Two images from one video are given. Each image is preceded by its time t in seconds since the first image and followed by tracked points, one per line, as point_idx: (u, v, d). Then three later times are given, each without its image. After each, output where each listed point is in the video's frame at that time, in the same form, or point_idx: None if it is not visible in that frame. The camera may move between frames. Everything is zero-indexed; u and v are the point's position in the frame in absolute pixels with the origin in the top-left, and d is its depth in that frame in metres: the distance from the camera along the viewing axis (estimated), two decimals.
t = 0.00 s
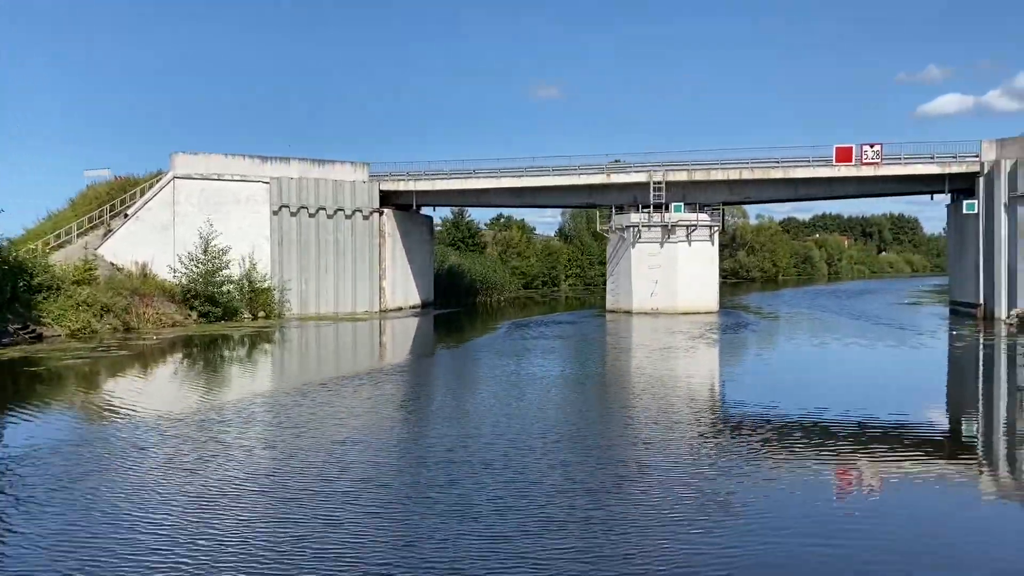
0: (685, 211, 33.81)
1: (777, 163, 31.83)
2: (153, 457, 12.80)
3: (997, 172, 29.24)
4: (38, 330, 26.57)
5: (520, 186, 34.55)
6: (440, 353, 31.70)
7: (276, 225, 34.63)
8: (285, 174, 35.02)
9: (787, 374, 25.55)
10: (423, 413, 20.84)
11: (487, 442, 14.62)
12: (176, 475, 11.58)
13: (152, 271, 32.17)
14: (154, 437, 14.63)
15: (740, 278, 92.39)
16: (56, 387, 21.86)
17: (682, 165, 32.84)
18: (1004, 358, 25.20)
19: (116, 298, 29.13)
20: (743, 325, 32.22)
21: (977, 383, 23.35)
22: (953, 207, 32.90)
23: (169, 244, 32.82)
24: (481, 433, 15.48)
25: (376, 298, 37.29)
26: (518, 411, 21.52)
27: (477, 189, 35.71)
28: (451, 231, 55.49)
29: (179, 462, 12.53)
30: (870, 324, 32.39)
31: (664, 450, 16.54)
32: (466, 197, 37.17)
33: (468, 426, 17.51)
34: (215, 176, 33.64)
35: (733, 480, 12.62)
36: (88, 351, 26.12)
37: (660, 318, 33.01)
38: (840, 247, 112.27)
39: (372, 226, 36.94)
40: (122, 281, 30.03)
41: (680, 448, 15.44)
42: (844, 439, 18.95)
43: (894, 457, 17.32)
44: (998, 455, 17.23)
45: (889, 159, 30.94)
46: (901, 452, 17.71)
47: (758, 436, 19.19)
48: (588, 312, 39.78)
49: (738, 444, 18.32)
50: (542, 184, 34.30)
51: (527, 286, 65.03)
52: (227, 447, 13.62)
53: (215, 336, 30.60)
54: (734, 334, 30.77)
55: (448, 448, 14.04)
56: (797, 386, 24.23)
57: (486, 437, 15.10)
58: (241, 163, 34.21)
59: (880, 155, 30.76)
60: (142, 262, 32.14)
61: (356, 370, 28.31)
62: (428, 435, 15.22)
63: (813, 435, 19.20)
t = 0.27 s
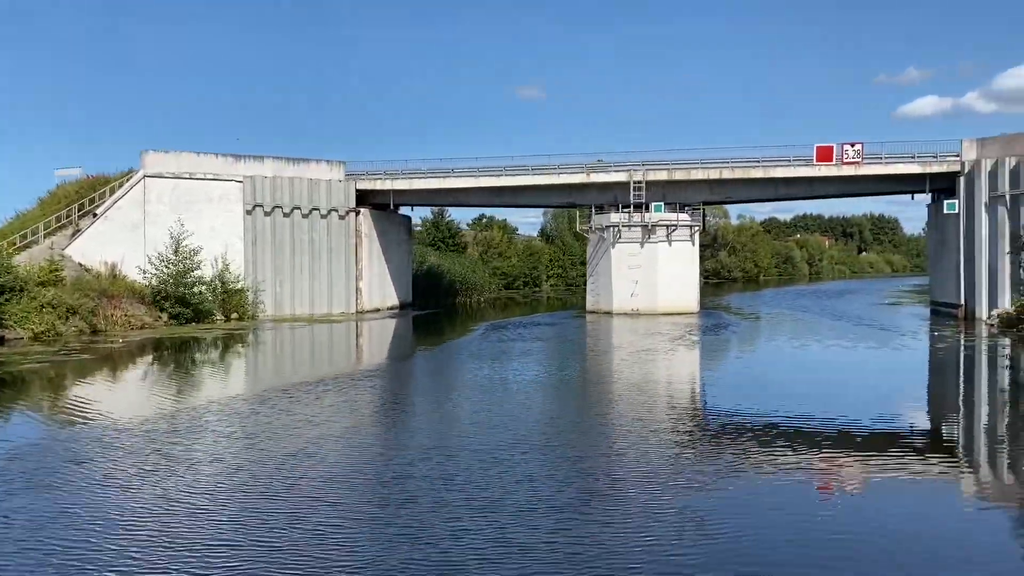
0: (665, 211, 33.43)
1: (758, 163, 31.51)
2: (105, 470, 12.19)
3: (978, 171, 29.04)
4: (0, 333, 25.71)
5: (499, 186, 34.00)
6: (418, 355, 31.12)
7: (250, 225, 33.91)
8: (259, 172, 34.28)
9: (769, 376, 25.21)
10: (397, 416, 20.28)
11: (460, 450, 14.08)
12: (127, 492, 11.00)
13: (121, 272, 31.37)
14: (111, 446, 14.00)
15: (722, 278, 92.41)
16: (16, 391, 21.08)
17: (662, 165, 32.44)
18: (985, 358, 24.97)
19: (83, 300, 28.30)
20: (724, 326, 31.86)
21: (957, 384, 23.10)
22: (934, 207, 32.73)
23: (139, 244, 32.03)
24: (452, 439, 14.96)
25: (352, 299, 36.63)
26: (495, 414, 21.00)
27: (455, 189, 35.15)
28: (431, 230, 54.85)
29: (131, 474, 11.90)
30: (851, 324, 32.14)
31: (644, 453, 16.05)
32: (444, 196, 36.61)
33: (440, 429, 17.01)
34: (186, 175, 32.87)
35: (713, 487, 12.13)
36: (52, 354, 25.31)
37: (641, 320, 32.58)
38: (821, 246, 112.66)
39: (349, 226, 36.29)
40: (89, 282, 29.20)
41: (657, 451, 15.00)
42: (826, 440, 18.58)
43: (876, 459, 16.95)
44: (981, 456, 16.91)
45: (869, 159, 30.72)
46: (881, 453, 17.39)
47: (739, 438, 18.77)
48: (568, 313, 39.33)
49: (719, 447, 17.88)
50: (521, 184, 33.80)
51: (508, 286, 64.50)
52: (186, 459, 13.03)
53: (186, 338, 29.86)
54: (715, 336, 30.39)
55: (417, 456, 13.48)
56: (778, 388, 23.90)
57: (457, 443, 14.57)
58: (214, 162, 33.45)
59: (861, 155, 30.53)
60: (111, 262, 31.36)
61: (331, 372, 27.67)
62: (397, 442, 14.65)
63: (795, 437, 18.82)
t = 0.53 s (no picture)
0: (645, 211, 33.06)
1: (739, 162, 31.21)
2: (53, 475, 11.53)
3: (958, 171, 28.88)
4: None
5: (477, 186, 33.49)
6: (395, 357, 30.55)
7: (223, 225, 33.18)
8: (232, 171, 33.55)
9: (750, 377, 24.86)
10: (370, 420, 19.70)
11: (430, 455, 13.56)
12: (74, 500, 10.37)
13: (89, 273, 30.55)
14: (64, 453, 13.33)
15: (703, 279, 92.41)
16: None
17: (642, 164, 32.04)
18: (966, 359, 24.75)
19: (48, 301, 27.44)
20: (705, 327, 31.53)
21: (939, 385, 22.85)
22: (915, 207, 32.54)
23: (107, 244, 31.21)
24: (421, 444, 14.43)
25: (328, 300, 35.97)
26: (470, 417, 20.46)
27: (432, 188, 34.58)
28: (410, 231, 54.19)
29: (81, 483, 11.26)
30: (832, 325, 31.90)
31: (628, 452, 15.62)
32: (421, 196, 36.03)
33: (415, 431, 16.47)
34: (157, 173, 32.09)
35: (691, 492, 11.71)
36: (14, 357, 24.49)
37: (621, 321, 32.17)
38: (801, 247, 113.05)
39: (324, 225, 35.62)
40: (55, 283, 28.35)
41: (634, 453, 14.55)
42: (809, 442, 18.22)
43: (859, 460, 16.61)
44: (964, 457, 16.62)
45: (850, 159, 30.49)
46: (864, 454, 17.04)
47: (720, 441, 18.39)
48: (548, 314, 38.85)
49: (700, 451, 17.46)
50: (499, 184, 33.29)
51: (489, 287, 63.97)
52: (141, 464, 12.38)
53: (156, 340, 29.09)
54: (696, 337, 30.03)
55: (383, 463, 12.93)
56: (759, 389, 23.56)
57: (426, 448, 14.04)
58: (186, 160, 32.69)
59: (842, 154, 30.32)
60: (78, 263, 30.55)
61: (304, 375, 27.02)
62: (364, 447, 14.11)
63: (777, 441, 18.41)
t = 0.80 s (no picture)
0: (624, 211, 32.64)
1: (719, 162, 30.88)
2: None
3: (939, 171, 28.68)
4: None
5: (454, 186, 32.92)
6: (371, 359, 29.96)
7: (194, 224, 32.45)
8: (203, 169, 32.81)
9: (730, 379, 24.50)
10: (342, 423, 19.12)
11: (399, 464, 13.02)
12: (15, 520, 9.76)
13: (54, 273, 29.73)
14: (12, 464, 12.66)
15: (684, 279, 92.40)
16: None
17: (622, 164, 31.62)
18: (946, 361, 24.57)
19: (10, 302, 26.56)
20: (685, 329, 31.19)
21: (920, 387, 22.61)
22: (895, 207, 32.35)
23: (74, 244, 30.38)
24: (390, 452, 13.88)
25: (302, 301, 35.26)
26: (445, 422, 19.92)
27: (409, 187, 33.97)
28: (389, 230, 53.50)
29: (25, 499, 10.65)
30: (814, 326, 31.66)
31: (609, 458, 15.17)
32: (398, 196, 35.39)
33: (387, 437, 15.90)
34: (126, 172, 31.30)
35: (669, 503, 11.26)
36: None
37: (600, 323, 31.72)
38: (782, 247, 113.38)
39: (298, 225, 34.94)
40: (18, 284, 27.50)
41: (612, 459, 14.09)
42: (789, 446, 17.88)
43: (840, 465, 16.27)
44: (946, 460, 16.32)
45: (830, 159, 30.27)
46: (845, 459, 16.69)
47: (701, 445, 17.94)
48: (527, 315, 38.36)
49: (679, 456, 17.04)
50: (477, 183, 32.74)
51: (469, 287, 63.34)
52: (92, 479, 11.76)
53: (124, 343, 28.31)
54: (676, 339, 29.67)
55: (348, 473, 12.37)
56: (739, 391, 23.20)
57: (394, 457, 13.49)
58: (155, 158, 31.92)
59: (822, 154, 30.06)
60: (44, 263, 29.71)
61: (277, 378, 26.37)
62: (331, 455, 13.53)
63: (757, 444, 18.04)
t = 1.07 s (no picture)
0: (603, 211, 32.19)
1: (698, 161, 30.51)
2: None
3: (919, 171, 28.53)
4: None
5: (430, 184, 32.33)
6: (346, 361, 29.38)
7: (163, 223, 31.65)
8: (173, 167, 32.04)
9: (710, 381, 24.13)
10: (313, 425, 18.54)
11: (366, 476, 12.46)
12: None
13: (18, 274, 28.84)
14: None
15: (665, 279, 92.38)
16: None
17: (601, 163, 31.16)
18: (925, 362, 24.39)
19: None
20: (665, 330, 30.86)
21: (900, 389, 22.38)
22: (875, 208, 32.17)
23: (38, 243, 29.50)
24: (357, 462, 13.31)
25: (275, 302, 34.55)
26: (419, 426, 19.39)
27: (385, 186, 33.34)
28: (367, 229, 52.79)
29: None
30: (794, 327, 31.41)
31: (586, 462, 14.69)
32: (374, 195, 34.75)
33: (355, 441, 15.34)
34: (94, 169, 30.42)
35: (646, 516, 10.81)
36: None
37: (580, 324, 31.27)
38: (762, 248, 113.72)
39: (271, 224, 34.22)
40: None
41: (588, 465, 13.62)
42: (769, 449, 17.52)
43: (821, 467, 15.94)
44: (927, 461, 16.04)
45: (810, 159, 30.00)
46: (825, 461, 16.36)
47: (680, 449, 17.50)
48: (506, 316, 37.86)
49: (658, 461, 16.59)
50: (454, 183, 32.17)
51: (448, 287, 62.72)
52: (37, 495, 11.10)
53: (90, 345, 27.51)
54: (656, 340, 29.32)
55: (312, 486, 11.79)
56: (719, 394, 22.81)
57: (361, 468, 12.93)
58: (123, 155, 31.07)
59: (802, 154, 29.80)
60: (7, 263, 28.83)
61: (248, 380, 25.72)
62: (294, 465, 12.94)
63: (738, 447, 17.64)
